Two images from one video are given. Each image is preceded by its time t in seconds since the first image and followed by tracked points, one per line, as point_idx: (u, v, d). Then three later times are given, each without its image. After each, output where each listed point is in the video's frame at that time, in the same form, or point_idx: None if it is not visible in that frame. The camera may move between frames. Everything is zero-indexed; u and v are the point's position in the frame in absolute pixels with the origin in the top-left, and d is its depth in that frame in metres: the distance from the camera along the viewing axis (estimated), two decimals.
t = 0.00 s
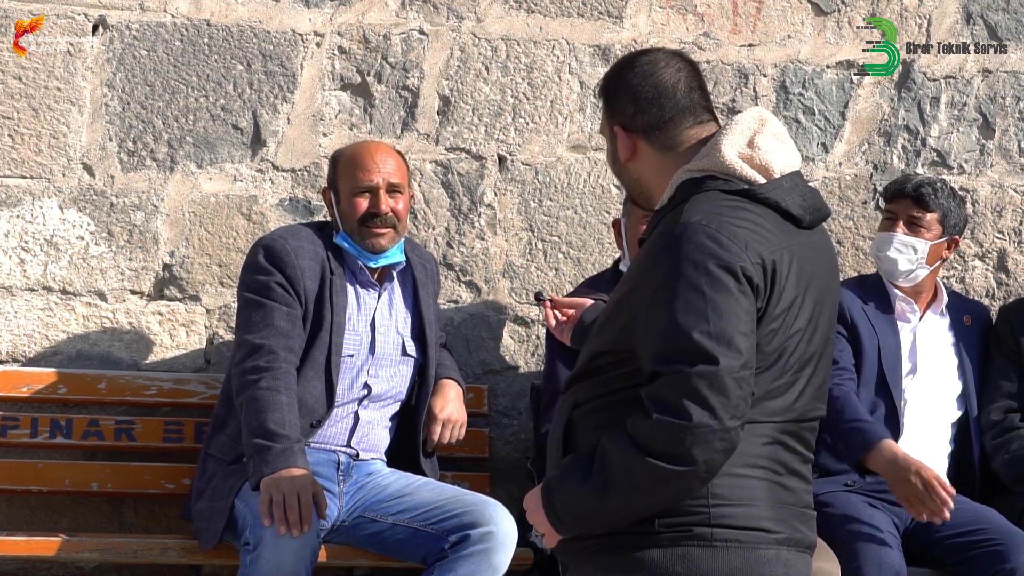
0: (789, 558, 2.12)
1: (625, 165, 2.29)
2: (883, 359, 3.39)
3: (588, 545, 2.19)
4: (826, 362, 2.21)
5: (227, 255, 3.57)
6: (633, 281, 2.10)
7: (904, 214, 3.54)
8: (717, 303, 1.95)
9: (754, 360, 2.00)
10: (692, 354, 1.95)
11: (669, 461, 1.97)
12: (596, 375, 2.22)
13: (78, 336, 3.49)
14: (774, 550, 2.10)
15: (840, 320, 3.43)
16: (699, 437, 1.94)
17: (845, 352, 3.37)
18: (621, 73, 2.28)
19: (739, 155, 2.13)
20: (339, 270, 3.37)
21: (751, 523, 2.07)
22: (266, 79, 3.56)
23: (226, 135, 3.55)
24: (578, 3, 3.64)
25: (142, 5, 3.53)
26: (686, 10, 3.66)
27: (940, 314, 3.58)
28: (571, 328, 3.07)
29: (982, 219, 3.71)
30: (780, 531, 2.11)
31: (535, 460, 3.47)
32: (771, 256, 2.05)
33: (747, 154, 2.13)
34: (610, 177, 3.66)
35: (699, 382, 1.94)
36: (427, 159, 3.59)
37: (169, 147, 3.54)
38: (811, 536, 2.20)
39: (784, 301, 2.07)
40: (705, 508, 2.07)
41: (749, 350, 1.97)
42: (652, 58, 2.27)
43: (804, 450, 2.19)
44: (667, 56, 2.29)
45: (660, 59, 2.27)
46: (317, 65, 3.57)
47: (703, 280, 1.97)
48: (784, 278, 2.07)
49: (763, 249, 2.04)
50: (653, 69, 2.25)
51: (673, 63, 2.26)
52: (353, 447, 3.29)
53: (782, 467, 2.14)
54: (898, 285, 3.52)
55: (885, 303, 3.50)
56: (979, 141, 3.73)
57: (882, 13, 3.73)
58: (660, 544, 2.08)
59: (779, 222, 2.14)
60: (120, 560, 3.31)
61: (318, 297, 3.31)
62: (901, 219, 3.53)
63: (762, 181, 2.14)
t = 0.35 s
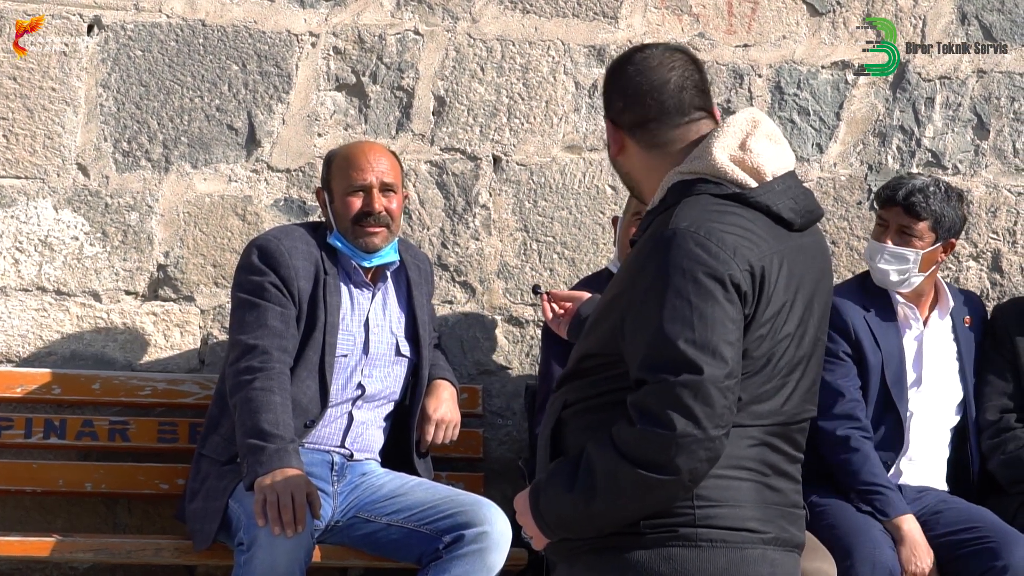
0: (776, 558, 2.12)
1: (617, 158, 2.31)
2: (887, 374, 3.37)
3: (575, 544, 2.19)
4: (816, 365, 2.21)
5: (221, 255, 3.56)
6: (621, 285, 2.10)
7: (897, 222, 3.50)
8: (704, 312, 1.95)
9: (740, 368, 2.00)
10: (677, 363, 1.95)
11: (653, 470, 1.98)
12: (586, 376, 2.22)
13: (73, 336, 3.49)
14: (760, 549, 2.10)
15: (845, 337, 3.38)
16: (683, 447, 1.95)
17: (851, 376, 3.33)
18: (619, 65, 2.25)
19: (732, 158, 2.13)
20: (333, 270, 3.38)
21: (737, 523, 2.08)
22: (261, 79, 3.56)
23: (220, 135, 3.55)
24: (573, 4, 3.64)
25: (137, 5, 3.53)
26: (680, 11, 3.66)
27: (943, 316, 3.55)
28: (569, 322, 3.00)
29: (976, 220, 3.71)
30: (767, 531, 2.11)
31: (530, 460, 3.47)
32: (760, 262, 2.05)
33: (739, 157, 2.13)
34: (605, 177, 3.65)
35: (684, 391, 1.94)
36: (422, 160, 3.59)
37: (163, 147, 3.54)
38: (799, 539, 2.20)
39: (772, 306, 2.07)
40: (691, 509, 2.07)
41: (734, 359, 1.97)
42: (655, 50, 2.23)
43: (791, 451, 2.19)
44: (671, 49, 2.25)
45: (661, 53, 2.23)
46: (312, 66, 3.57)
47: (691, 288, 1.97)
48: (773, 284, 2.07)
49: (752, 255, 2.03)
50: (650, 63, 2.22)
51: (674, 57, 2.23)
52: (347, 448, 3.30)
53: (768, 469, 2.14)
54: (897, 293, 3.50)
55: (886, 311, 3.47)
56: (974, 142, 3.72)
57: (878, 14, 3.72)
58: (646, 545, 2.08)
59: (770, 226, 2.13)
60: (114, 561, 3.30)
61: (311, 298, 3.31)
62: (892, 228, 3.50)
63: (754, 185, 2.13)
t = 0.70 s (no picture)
0: (734, 553, 2.12)
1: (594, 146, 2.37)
2: (854, 388, 3.36)
3: (534, 541, 2.19)
4: (770, 359, 2.20)
5: (190, 254, 3.55)
6: (571, 275, 2.12)
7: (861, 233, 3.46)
8: (641, 299, 1.97)
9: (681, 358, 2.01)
10: (614, 351, 1.97)
11: (590, 456, 1.99)
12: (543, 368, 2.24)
13: (40, 335, 3.48)
14: (717, 544, 2.10)
15: (809, 355, 3.36)
16: (619, 434, 1.96)
17: (814, 397, 3.33)
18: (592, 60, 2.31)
19: (685, 149, 2.15)
20: (303, 268, 3.35)
21: (694, 520, 2.08)
22: (230, 77, 3.55)
23: (189, 133, 3.54)
24: (542, 2, 3.63)
25: (106, 3, 3.51)
26: (650, 10, 3.66)
27: (912, 322, 3.52)
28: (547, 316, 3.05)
29: (944, 218, 3.71)
30: (724, 527, 2.11)
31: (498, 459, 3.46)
32: (702, 252, 2.05)
33: (692, 148, 2.15)
34: (574, 176, 3.65)
35: (620, 379, 1.95)
36: (391, 158, 3.59)
37: (132, 145, 3.52)
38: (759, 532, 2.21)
39: (719, 297, 2.07)
40: (644, 507, 2.06)
41: (673, 348, 1.97)
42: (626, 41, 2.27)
43: (747, 447, 2.18)
44: (643, 38, 2.28)
45: (626, 43, 2.26)
46: (281, 64, 3.56)
47: (630, 277, 1.99)
48: (720, 275, 2.08)
49: (696, 245, 2.04)
50: (614, 54, 2.26)
51: (642, 47, 2.26)
52: (316, 447, 3.28)
53: (727, 464, 2.14)
54: (864, 304, 3.47)
55: (852, 325, 3.43)
56: (942, 140, 3.73)
57: (846, 13, 3.73)
58: (603, 543, 2.09)
59: (720, 217, 2.14)
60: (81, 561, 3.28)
61: (280, 296, 3.30)
62: (858, 239, 3.46)
63: (707, 175, 2.15)
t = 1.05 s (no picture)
0: (680, 553, 2.12)
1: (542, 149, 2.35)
2: (805, 386, 3.37)
3: (483, 540, 2.18)
4: (718, 358, 2.19)
5: (138, 252, 3.54)
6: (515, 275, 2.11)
7: (821, 224, 3.48)
8: (579, 299, 1.96)
9: (622, 358, 1.99)
10: (552, 351, 1.96)
11: (527, 457, 1.98)
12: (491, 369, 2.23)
13: None
14: (663, 544, 2.09)
15: (763, 353, 3.37)
16: (555, 435, 1.95)
17: (766, 396, 3.33)
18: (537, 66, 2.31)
19: (629, 149, 2.15)
20: (252, 266, 3.31)
21: (640, 519, 2.07)
22: (178, 75, 3.53)
23: (138, 131, 3.53)
24: (492, 0, 3.63)
25: None
26: (600, 9, 3.67)
27: (861, 319, 3.53)
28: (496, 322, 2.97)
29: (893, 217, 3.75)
30: (670, 526, 2.11)
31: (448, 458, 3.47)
32: (643, 251, 2.04)
33: (637, 148, 2.16)
34: (524, 175, 3.66)
35: (557, 380, 1.94)
36: (341, 157, 3.58)
37: (79, 143, 3.50)
38: (709, 532, 2.19)
39: (661, 296, 2.06)
40: (589, 507, 2.06)
41: (612, 349, 1.96)
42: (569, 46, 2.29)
43: (696, 447, 2.17)
44: (589, 41, 2.29)
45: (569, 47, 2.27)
46: (230, 62, 3.55)
47: (569, 278, 1.97)
48: (663, 275, 2.06)
49: (637, 245, 2.03)
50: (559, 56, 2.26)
51: (587, 49, 2.27)
52: (266, 447, 3.26)
53: (676, 464, 2.13)
54: (818, 298, 3.48)
55: (805, 321, 3.44)
56: (890, 140, 3.76)
57: (795, 13, 3.73)
58: (549, 542, 2.09)
59: (664, 217, 2.13)
60: (28, 561, 3.26)
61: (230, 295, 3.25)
62: (819, 229, 3.48)
63: (651, 175, 2.15)
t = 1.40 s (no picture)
0: (656, 555, 2.11)
1: (513, 147, 2.26)
2: (778, 374, 3.38)
3: (457, 540, 2.15)
4: (696, 360, 2.19)
5: (104, 252, 3.53)
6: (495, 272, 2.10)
7: (794, 211, 3.54)
8: (563, 300, 1.95)
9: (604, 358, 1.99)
10: (537, 351, 1.95)
11: (509, 456, 1.98)
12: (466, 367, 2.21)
13: None
14: (639, 547, 2.09)
15: (738, 339, 3.36)
16: (538, 434, 1.95)
17: (744, 382, 3.32)
18: (521, 62, 2.23)
19: (612, 151, 2.12)
20: (217, 267, 3.27)
21: (618, 522, 2.06)
22: (144, 75, 3.52)
23: (104, 132, 3.51)
24: (459, 1, 3.66)
25: None
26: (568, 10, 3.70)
27: (830, 311, 3.56)
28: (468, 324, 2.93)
29: (859, 218, 3.85)
30: (647, 529, 2.10)
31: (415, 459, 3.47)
32: (627, 253, 2.03)
33: (620, 150, 2.12)
34: (491, 176, 3.69)
35: (541, 379, 1.94)
36: (307, 157, 3.60)
37: (45, 143, 3.48)
38: (682, 533, 2.18)
39: (643, 297, 2.05)
40: (567, 508, 2.05)
41: (595, 349, 1.96)
42: (553, 48, 2.21)
43: (673, 450, 2.16)
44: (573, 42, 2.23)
45: (559, 50, 2.21)
46: (197, 62, 3.55)
47: (553, 277, 1.96)
48: (644, 274, 2.05)
49: (620, 246, 2.02)
50: (555, 57, 2.19)
51: (576, 54, 2.21)
52: (232, 447, 3.24)
53: (652, 466, 2.12)
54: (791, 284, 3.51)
55: (779, 305, 3.47)
56: (857, 141, 3.86)
57: (762, 14, 3.81)
58: (525, 544, 2.07)
59: (645, 218, 2.11)
60: None
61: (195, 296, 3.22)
62: (791, 216, 3.54)
63: (633, 177, 2.13)
